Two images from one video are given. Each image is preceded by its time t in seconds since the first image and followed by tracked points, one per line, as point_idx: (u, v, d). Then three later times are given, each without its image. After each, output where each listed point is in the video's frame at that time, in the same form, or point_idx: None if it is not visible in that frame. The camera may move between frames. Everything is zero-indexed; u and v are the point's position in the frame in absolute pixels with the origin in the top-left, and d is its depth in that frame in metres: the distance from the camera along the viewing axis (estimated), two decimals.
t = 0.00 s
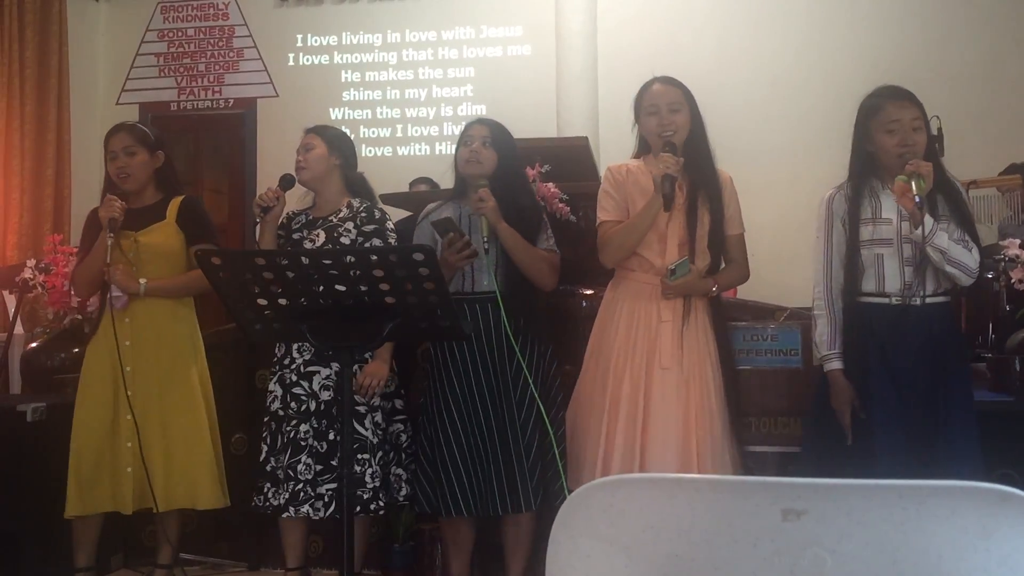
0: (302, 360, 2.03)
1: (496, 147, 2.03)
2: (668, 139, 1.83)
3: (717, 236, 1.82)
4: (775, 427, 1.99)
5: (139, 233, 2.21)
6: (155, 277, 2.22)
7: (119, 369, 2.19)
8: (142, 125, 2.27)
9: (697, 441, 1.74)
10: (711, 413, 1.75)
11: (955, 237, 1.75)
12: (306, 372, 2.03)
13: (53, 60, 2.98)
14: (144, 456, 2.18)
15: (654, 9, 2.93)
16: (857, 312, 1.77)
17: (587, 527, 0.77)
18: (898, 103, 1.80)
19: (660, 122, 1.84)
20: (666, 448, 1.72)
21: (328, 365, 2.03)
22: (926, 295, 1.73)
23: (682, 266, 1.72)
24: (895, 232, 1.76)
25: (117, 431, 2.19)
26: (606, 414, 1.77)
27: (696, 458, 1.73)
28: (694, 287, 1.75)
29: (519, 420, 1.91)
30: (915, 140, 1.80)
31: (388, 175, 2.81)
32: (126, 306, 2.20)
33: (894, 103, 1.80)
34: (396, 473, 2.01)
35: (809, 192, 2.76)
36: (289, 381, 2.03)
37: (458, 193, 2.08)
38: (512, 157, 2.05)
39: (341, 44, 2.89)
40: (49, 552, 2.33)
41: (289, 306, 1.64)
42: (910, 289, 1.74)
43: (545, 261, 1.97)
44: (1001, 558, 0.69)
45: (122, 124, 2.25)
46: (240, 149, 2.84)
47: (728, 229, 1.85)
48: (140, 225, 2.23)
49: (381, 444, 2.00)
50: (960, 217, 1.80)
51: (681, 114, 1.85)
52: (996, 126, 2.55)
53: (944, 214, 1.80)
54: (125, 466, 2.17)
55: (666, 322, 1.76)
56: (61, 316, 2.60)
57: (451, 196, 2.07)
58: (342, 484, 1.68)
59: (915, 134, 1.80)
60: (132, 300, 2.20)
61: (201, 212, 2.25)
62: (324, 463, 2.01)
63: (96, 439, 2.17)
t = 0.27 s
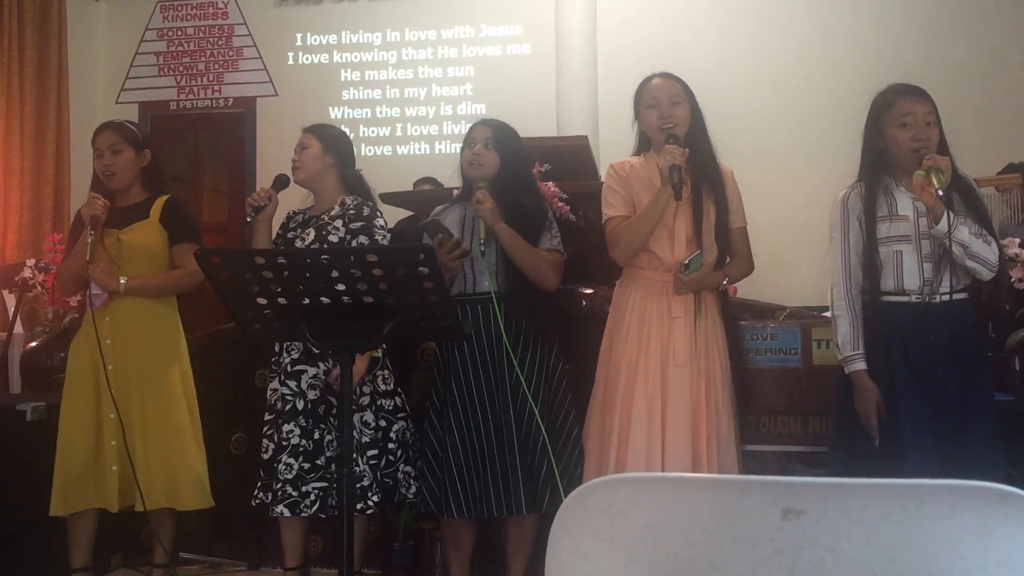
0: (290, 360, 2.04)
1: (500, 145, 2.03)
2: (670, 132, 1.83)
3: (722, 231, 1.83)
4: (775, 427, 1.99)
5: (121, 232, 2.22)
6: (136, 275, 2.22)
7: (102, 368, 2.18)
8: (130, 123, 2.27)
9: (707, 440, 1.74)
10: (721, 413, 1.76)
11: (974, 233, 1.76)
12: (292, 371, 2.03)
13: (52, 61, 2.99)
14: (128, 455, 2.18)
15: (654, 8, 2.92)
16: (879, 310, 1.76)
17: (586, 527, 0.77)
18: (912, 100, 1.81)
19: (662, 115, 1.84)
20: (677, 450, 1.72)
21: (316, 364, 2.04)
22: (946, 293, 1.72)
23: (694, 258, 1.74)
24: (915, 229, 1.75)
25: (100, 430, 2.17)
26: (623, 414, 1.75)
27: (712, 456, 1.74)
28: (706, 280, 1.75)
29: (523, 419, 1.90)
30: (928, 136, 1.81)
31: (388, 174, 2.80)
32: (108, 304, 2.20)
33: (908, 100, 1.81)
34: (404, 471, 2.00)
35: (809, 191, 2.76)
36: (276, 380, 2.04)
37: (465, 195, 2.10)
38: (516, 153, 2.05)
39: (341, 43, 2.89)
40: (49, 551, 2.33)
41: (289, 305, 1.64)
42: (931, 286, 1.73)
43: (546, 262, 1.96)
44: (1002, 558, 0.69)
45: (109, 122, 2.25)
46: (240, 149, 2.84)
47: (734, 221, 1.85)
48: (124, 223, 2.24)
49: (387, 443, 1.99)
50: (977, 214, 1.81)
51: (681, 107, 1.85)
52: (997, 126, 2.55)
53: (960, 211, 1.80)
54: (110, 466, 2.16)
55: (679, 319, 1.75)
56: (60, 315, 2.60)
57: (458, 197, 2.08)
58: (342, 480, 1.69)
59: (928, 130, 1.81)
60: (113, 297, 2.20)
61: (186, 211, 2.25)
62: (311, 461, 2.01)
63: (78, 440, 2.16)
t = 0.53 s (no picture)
0: (273, 357, 2.04)
1: (499, 144, 2.03)
2: (667, 130, 1.84)
3: (727, 225, 1.82)
4: (776, 427, 1.99)
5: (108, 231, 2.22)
6: (122, 274, 2.22)
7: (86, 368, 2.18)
8: (119, 122, 2.27)
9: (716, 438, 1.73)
10: (727, 412, 1.73)
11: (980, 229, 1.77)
12: (275, 368, 2.04)
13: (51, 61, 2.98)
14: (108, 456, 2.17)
15: (653, 8, 2.92)
16: (885, 310, 1.77)
17: (585, 526, 0.77)
18: (921, 98, 1.82)
19: (657, 113, 1.84)
20: (688, 450, 1.70)
21: (298, 362, 2.03)
22: (951, 292, 1.72)
23: (694, 249, 1.75)
24: (919, 228, 1.76)
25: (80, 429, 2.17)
26: (632, 414, 1.74)
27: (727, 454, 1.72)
28: (710, 272, 1.76)
29: (514, 422, 1.91)
30: (934, 136, 1.81)
31: (386, 173, 2.80)
32: (92, 303, 2.20)
33: (917, 98, 1.82)
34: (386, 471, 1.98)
35: (808, 190, 2.77)
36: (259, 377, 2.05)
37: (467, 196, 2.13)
38: (516, 153, 2.04)
39: (339, 42, 2.88)
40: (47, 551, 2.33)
41: (288, 305, 1.64)
42: (934, 286, 1.73)
43: (536, 263, 1.95)
44: (1001, 557, 0.69)
45: (96, 121, 2.25)
46: (240, 148, 2.86)
47: (738, 214, 1.85)
48: (111, 223, 2.24)
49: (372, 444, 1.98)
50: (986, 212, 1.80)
51: (677, 106, 1.85)
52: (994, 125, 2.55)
53: (968, 210, 1.81)
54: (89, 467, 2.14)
55: (684, 316, 1.75)
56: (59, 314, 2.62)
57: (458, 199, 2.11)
58: (343, 478, 1.69)
59: (935, 129, 1.81)
60: (98, 296, 2.20)
61: (172, 211, 2.26)
62: (290, 458, 2.01)
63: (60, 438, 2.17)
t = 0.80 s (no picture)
0: (266, 358, 2.03)
1: (492, 145, 2.02)
2: (657, 133, 1.84)
3: (723, 227, 1.81)
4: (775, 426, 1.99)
5: (102, 232, 2.21)
6: (116, 275, 2.22)
7: (80, 369, 2.18)
8: (110, 123, 2.27)
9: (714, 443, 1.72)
10: (724, 416, 1.72)
11: (968, 233, 1.75)
12: (268, 370, 2.03)
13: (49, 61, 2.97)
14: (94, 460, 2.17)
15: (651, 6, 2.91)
16: (879, 310, 1.78)
17: (582, 526, 0.77)
18: (924, 96, 1.81)
19: (649, 122, 1.84)
20: (689, 450, 1.69)
21: (293, 363, 2.03)
22: (943, 293, 1.72)
23: (679, 248, 1.70)
24: (909, 228, 1.76)
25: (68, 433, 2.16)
26: (626, 414, 1.75)
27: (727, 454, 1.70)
28: (699, 270, 1.74)
29: (503, 423, 1.91)
30: (933, 133, 1.80)
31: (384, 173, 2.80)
32: (86, 304, 2.19)
33: (920, 96, 1.82)
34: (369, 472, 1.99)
35: (805, 190, 2.77)
36: (252, 377, 2.03)
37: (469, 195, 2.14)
38: (512, 155, 2.04)
39: (338, 42, 2.88)
40: (45, 551, 2.32)
41: (286, 305, 1.64)
42: (924, 286, 1.73)
43: (518, 263, 1.93)
44: (998, 555, 0.69)
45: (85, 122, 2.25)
46: (237, 147, 2.87)
47: (738, 215, 1.84)
48: (104, 224, 2.24)
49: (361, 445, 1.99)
50: (982, 214, 1.77)
51: (669, 110, 1.85)
52: (992, 124, 2.55)
53: (964, 212, 1.78)
54: (73, 470, 2.14)
55: (677, 320, 1.75)
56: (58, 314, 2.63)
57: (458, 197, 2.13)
58: (341, 483, 1.68)
59: (933, 126, 1.80)
60: (90, 299, 2.19)
61: (166, 213, 2.27)
62: (280, 459, 2.01)
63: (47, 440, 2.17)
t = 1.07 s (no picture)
0: (275, 356, 2.03)
1: (481, 145, 2.02)
2: (646, 137, 1.84)
3: (713, 231, 1.79)
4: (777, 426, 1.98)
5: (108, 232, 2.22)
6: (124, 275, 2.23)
7: (91, 369, 2.17)
8: (113, 122, 2.27)
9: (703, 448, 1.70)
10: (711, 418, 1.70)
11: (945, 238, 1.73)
12: (277, 368, 2.03)
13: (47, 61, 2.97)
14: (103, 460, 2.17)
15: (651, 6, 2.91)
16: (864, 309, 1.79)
17: (582, 525, 0.77)
18: (916, 97, 1.83)
19: (638, 126, 1.84)
20: (675, 446, 1.69)
21: (301, 361, 2.03)
22: (926, 294, 1.73)
23: (650, 255, 1.74)
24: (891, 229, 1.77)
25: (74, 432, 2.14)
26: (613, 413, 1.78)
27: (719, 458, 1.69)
28: (678, 276, 1.74)
29: (487, 423, 1.90)
30: (923, 137, 1.81)
31: (383, 173, 2.80)
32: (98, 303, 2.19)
33: (913, 98, 1.83)
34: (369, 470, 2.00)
35: (805, 189, 2.76)
36: (261, 377, 2.02)
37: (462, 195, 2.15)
38: (502, 156, 2.03)
39: (337, 42, 2.88)
40: (44, 552, 2.32)
41: (285, 304, 1.63)
42: (907, 286, 1.74)
43: (499, 263, 1.94)
44: (999, 554, 0.69)
45: (91, 121, 2.24)
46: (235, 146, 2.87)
47: (729, 215, 1.82)
48: (109, 223, 2.24)
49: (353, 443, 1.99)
50: (966, 218, 1.75)
51: (658, 113, 1.85)
52: (991, 123, 2.55)
53: (949, 215, 1.77)
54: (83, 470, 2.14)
55: (659, 323, 1.77)
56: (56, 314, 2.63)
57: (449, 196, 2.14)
58: (339, 483, 1.69)
59: (922, 129, 1.81)
60: (101, 298, 2.19)
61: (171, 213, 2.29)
62: (288, 458, 2.00)
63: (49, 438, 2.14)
